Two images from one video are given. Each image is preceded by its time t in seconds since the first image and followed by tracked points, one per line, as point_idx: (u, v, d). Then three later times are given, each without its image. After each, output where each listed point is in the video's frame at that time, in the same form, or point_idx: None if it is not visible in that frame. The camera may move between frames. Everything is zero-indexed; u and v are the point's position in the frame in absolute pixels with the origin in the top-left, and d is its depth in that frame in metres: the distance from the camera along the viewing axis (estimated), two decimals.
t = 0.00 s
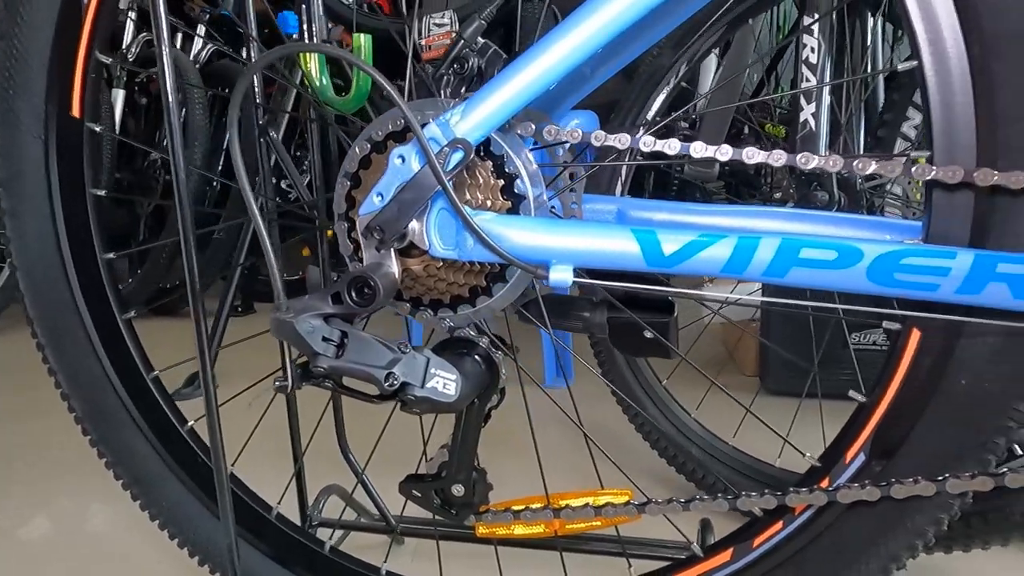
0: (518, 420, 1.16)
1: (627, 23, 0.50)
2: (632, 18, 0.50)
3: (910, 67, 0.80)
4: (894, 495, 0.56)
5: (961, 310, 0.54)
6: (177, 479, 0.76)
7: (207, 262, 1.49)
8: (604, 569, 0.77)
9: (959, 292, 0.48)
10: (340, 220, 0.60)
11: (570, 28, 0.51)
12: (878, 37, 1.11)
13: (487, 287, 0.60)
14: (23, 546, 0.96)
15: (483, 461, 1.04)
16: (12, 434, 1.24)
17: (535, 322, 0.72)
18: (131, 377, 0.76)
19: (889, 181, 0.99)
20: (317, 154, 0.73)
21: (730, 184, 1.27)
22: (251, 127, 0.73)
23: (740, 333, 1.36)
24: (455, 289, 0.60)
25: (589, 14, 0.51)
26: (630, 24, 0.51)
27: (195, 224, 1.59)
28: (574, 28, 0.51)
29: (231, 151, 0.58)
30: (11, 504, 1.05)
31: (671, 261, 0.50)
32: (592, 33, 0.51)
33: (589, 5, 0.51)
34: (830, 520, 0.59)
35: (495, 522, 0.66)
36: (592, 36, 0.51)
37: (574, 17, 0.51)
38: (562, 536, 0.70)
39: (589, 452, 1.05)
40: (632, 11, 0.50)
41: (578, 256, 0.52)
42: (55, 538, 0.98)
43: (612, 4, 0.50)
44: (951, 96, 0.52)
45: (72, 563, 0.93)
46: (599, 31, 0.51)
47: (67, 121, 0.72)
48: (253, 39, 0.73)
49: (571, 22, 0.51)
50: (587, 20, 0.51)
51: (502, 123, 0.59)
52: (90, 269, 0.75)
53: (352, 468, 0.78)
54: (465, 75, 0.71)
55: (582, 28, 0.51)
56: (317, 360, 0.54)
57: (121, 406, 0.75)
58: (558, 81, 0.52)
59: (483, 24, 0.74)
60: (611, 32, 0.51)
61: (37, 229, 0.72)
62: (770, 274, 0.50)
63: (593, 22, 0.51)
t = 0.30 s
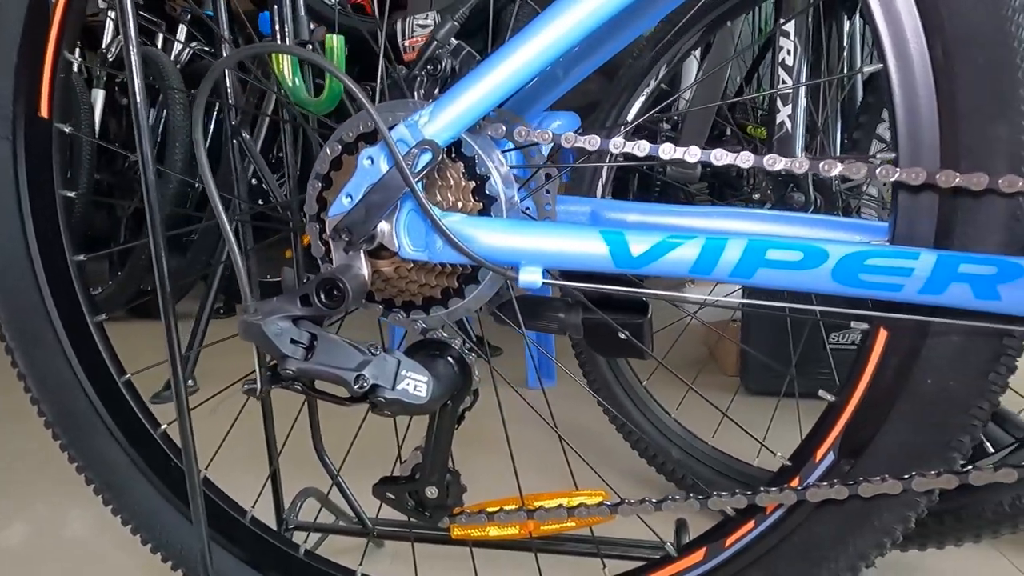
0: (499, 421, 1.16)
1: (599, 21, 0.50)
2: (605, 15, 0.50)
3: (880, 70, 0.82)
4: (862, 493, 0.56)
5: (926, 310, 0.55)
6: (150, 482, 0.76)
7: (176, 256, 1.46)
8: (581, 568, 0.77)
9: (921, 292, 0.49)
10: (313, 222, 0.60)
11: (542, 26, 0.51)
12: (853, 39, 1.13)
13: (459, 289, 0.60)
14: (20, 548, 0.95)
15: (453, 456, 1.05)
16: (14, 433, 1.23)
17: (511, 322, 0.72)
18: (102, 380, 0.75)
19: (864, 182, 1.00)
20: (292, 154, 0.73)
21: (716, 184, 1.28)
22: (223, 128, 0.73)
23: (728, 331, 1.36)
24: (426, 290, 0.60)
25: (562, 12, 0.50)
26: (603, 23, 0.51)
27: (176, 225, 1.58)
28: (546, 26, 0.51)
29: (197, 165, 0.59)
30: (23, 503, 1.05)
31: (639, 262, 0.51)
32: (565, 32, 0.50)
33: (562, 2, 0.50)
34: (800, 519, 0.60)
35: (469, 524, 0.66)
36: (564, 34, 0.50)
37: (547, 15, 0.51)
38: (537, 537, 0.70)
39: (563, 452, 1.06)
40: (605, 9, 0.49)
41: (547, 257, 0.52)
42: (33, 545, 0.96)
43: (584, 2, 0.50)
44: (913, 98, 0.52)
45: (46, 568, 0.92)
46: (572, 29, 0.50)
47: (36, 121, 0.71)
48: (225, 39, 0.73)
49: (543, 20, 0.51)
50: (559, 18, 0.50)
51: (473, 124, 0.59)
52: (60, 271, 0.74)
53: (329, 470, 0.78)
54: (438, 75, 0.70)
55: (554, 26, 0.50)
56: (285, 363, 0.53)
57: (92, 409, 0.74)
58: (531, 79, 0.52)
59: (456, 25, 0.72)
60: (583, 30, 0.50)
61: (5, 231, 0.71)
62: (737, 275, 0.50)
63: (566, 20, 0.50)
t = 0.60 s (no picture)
0: (479, 423, 1.16)
1: (568, 20, 0.50)
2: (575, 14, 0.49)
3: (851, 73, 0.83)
4: (828, 493, 0.57)
5: (891, 312, 0.55)
6: (120, 487, 0.75)
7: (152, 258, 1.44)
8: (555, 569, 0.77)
9: (884, 293, 0.49)
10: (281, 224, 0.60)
11: (511, 25, 0.50)
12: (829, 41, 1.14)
13: (429, 291, 0.60)
14: None
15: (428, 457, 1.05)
16: None
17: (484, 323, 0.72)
18: (70, 383, 0.74)
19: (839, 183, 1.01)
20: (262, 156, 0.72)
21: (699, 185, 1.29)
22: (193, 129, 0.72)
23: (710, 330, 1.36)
24: (396, 292, 0.60)
25: (530, 12, 0.50)
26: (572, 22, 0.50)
27: (155, 226, 1.57)
28: (515, 26, 0.50)
29: (163, 168, 0.59)
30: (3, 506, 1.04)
31: (605, 264, 0.51)
32: (534, 31, 0.50)
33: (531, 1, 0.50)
34: (769, 520, 0.60)
35: (441, 526, 0.66)
36: (533, 34, 0.50)
37: (516, 14, 0.50)
38: (510, 539, 0.70)
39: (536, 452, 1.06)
40: (574, 9, 0.49)
41: (514, 258, 0.51)
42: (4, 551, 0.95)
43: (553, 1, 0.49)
44: (876, 101, 0.53)
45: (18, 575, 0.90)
46: (541, 28, 0.50)
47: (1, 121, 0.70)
48: (194, 39, 0.72)
49: (512, 19, 0.50)
50: (528, 17, 0.50)
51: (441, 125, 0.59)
52: (26, 273, 0.73)
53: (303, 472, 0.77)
54: (409, 76, 0.69)
55: (522, 25, 0.50)
56: (251, 366, 0.53)
57: (60, 413, 0.73)
58: (500, 78, 0.52)
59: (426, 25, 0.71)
60: (552, 30, 0.50)
61: None
62: (703, 276, 0.50)
63: (534, 19, 0.50)
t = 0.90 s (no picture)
0: (461, 424, 1.16)
1: (540, 19, 0.50)
2: (546, 13, 0.49)
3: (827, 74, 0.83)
4: (798, 492, 0.57)
5: (860, 312, 0.56)
6: (91, 491, 0.74)
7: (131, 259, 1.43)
8: (530, 570, 0.77)
9: (850, 294, 0.49)
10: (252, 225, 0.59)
11: (483, 23, 0.50)
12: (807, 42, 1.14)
13: (401, 292, 0.59)
14: None
15: (401, 460, 1.04)
16: None
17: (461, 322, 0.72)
18: (40, 387, 0.73)
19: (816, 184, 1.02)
20: (234, 156, 0.72)
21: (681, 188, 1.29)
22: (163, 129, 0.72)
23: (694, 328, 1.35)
24: (368, 293, 0.60)
25: (502, 10, 0.50)
26: (544, 21, 0.50)
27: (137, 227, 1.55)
28: (487, 24, 0.50)
29: (129, 176, 0.59)
30: None
31: (574, 265, 0.51)
32: (505, 29, 0.50)
33: None
34: (741, 520, 0.60)
35: (415, 529, 0.66)
36: (505, 32, 0.50)
37: (487, 12, 0.50)
38: (485, 540, 0.70)
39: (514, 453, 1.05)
40: (546, 7, 0.49)
41: (483, 260, 0.51)
42: None
43: None
44: (843, 104, 0.53)
45: None
46: (513, 27, 0.50)
47: None
48: (165, 39, 0.72)
49: (484, 18, 0.50)
50: (499, 15, 0.50)
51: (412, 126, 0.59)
52: None
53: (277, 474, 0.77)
54: (382, 76, 0.69)
55: (494, 24, 0.50)
56: (217, 369, 0.52)
57: (29, 417, 0.72)
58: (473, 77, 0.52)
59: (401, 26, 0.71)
60: (524, 28, 0.50)
61: None
62: (671, 278, 0.50)
63: (505, 19, 0.50)
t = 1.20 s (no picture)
0: (439, 427, 1.15)
1: (506, 22, 0.50)
2: (511, 16, 0.49)
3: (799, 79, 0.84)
4: (763, 494, 0.58)
5: (824, 316, 0.56)
6: (58, 500, 0.73)
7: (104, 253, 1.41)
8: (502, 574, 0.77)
9: (811, 298, 0.50)
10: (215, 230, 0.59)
11: (449, 26, 0.50)
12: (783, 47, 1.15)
13: (369, 297, 0.59)
14: None
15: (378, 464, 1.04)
16: None
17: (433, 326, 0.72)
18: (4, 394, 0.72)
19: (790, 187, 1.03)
20: (202, 160, 0.71)
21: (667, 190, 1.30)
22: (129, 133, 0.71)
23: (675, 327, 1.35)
24: (334, 299, 0.59)
25: (468, 13, 0.50)
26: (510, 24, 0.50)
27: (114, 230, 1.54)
28: (453, 26, 0.50)
29: (86, 181, 0.60)
30: None
31: (539, 271, 0.51)
32: (470, 33, 0.50)
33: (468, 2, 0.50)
34: (709, 522, 0.61)
35: (385, 534, 0.66)
36: (470, 35, 0.50)
37: (453, 15, 0.50)
38: (456, 546, 0.69)
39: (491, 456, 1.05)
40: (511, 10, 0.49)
41: (447, 265, 0.51)
42: None
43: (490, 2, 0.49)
44: (805, 109, 0.54)
45: None
46: (478, 29, 0.50)
47: None
48: (131, 41, 0.71)
49: (450, 20, 0.50)
50: (465, 19, 0.50)
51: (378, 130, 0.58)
52: None
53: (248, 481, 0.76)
54: (349, 80, 0.68)
55: (460, 26, 0.50)
56: (179, 376, 0.52)
57: None
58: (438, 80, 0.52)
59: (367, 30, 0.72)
60: (490, 31, 0.50)
61: None
62: (635, 282, 0.51)
63: (469, 23, 0.50)
